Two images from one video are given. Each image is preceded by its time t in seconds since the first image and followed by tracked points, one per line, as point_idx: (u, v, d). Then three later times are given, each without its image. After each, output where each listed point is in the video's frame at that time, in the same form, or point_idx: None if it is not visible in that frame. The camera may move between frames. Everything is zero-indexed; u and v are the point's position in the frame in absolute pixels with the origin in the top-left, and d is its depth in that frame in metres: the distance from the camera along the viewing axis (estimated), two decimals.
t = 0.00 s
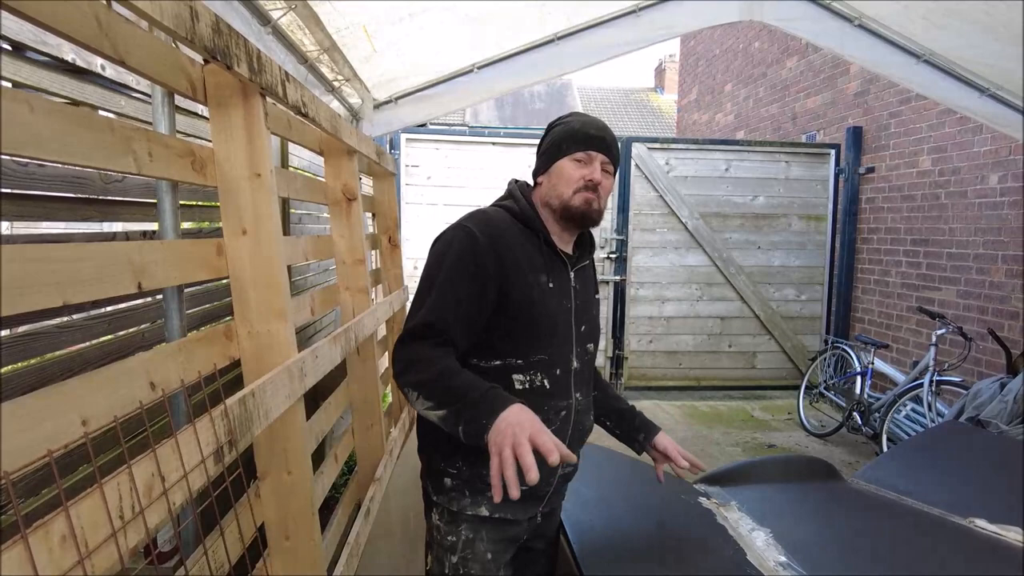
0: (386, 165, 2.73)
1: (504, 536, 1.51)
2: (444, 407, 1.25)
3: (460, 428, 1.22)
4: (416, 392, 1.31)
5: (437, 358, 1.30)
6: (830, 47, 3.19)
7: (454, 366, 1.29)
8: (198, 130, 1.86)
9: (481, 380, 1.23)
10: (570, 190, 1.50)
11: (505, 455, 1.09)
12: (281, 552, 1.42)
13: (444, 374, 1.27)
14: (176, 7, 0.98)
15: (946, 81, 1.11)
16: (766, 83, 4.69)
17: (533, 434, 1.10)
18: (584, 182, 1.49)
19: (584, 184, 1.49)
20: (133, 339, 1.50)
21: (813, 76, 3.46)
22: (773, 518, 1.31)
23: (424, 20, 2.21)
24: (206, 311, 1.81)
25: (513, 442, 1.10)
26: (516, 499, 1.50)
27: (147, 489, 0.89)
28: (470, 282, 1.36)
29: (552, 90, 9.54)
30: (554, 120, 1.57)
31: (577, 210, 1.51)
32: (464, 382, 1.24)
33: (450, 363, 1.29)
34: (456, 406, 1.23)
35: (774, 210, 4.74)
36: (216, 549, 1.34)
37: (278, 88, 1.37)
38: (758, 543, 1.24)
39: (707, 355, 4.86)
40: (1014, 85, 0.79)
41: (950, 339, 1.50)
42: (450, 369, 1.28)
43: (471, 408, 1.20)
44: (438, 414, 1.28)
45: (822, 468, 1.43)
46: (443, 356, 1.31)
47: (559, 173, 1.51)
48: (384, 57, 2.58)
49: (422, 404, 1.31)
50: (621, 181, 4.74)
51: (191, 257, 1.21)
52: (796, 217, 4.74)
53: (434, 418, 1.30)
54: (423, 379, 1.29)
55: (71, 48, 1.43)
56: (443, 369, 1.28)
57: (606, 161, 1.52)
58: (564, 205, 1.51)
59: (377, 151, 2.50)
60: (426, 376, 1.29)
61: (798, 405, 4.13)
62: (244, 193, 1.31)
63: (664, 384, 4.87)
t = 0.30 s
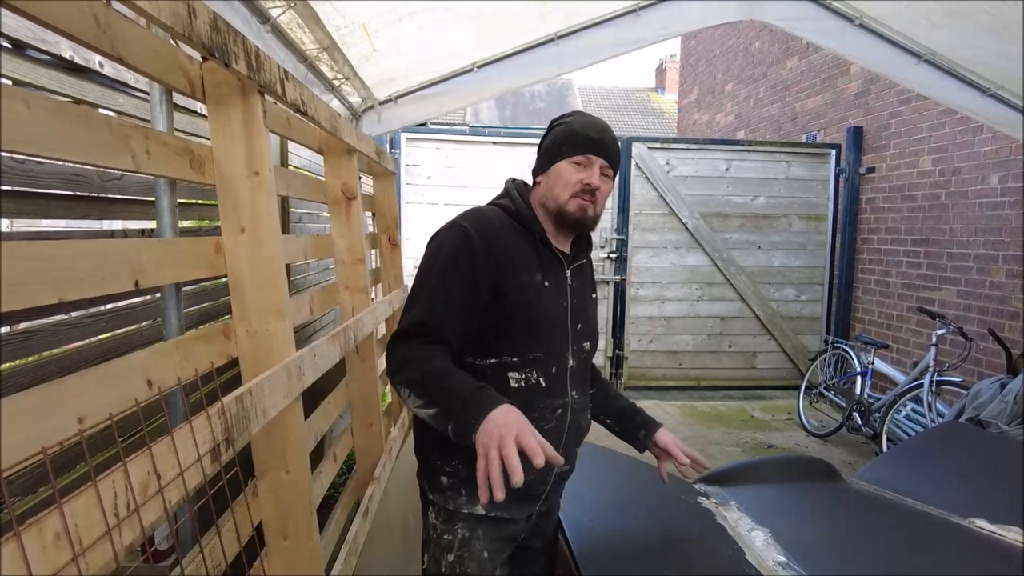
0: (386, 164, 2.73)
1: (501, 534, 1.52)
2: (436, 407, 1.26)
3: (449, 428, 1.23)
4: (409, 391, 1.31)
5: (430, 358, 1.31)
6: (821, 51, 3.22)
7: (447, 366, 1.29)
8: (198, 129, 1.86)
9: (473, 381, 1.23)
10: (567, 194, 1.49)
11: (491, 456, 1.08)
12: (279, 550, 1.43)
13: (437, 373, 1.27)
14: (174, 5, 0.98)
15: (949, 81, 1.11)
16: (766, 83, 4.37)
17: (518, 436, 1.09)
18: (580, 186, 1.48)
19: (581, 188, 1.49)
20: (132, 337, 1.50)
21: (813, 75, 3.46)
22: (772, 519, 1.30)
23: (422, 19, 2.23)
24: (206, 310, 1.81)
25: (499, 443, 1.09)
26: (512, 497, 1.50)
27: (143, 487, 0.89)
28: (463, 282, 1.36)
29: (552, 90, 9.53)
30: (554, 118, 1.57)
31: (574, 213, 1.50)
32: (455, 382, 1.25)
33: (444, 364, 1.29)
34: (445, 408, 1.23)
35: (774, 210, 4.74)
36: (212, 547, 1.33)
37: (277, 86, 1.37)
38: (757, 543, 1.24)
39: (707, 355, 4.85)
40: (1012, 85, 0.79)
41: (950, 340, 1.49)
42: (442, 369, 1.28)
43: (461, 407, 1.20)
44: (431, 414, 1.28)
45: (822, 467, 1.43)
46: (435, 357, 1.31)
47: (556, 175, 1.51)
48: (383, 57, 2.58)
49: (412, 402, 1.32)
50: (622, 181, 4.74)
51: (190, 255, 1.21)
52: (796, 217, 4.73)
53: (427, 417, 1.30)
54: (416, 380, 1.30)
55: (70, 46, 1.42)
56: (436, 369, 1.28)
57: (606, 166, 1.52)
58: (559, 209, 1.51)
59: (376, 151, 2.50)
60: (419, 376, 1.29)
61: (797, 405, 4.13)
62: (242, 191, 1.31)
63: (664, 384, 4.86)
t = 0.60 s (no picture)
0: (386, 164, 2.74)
1: (501, 533, 1.52)
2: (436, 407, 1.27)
3: (453, 432, 1.24)
4: (411, 394, 1.33)
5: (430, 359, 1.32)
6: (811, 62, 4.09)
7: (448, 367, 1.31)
8: (198, 129, 1.87)
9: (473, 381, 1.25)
10: (563, 194, 1.50)
11: (498, 465, 1.10)
12: (279, 549, 1.43)
13: (437, 375, 1.29)
14: (174, 7, 0.99)
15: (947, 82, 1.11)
16: (767, 82, 4.24)
17: (524, 445, 1.11)
18: (577, 186, 1.49)
19: (577, 188, 1.49)
20: (133, 336, 1.51)
21: (812, 75, 3.46)
22: (769, 517, 1.31)
23: (420, 19, 2.25)
24: (206, 309, 1.82)
25: (506, 452, 1.11)
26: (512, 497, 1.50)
27: (143, 484, 0.90)
28: (461, 283, 1.38)
29: (552, 90, 9.54)
30: (552, 117, 1.57)
31: (572, 214, 1.51)
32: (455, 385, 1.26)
33: (443, 365, 1.31)
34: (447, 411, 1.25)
35: (774, 210, 4.74)
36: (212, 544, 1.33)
37: (276, 87, 1.38)
38: (755, 542, 1.25)
39: (707, 355, 4.85)
40: (1013, 86, 0.79)
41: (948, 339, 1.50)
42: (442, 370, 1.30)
43: (465, 414, 1.21)
44: (430, 414, 1.30)
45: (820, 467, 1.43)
46: (434, 358, 1.33)
47: (554, 175, 1.51)
48: (383, 57, 2.59)
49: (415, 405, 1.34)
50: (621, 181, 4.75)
51: (189, 255, 1.22)
52: (795, 217, 4.74)
53: (427, 418, 1.32)
54: (417, 383, 1.31)
55: (70, 47, 1.43)
56: (436, 370, 1.30)
57: (603, 167, 1.51)
58: (556, 210, 1.52)
59: (376, 151, 2.51)
60: (419, 377, 1.31)
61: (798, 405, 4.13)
62: (241, 191, 1.32)
63: (663, 384, 4.86)
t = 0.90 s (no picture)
0: (385, 164, 2.75)
1: (499, 530, 1.52)
2: (432, 409, 1.28)
3: (450, 438, 1.25)
4: (408, 397, 1.33)
5: (426, 361, 1.33)
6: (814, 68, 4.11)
7: (445, 370, 1.32)
8: (196, 127, 1.87)
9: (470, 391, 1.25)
10: (579, 210, 1.45)
11: (495, 477, 1.12)
12: (276, 546, 1.43)
13: (434, 379, 1.29)
14: (169, 4, 0.99)
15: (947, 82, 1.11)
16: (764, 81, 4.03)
17: (522, 458, 1.12)
18: (594, 203, 1.44)
19: (593, 205, 1.45)
20: (130, 334, 1.51)
21: (811, 76, 3.47)
22: (766, 514, 1.33)
23: (418, 18, 2.25)
24: (204, 307, 1.82)
25: (503, 464, 1.12)
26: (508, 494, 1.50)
27: (137, 479, 0.90)
28: (458, 285, 1.38)
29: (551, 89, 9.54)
30: (553, 111, 1.47)
31: (583, 230, 1.48)
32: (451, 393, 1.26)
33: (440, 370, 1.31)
34: (443, 416, 1.25)
35: (773, 209, 4.74)
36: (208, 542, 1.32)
37: (273, 84, 1.38)
38: (751, 540, 1.27)
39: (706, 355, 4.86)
40: (1012, 85, 0.79)
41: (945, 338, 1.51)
42: (439, 373, 1.30)
43: (462, 420, 1.22)
44: (427, 416, 1.31)
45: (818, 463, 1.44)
46: (430, 360, 1.33)
47: (570, 187, 1.43)
48: (381, 56, 2.59)
49: (412, 409, 1.34)
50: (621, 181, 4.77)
51: (186, 252, 1.22)
52: (794, 217, 4.74)
53: (423, 420, 1.33)
54: (414, 387, 1.31)
55: (68, 44, 1.42)
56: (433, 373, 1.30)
57: (616, 181, 1.47)
58: (570, 225, 1.47)
59: (374, 150, 2.52)
60: (416, 379, 1.31)
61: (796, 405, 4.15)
62: (239, 187, 1.32)
63: (662, 383, 4.87)
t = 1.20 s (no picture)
0: (383, 163, 2.75)
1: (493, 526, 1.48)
2: (451, 445, 1.24)
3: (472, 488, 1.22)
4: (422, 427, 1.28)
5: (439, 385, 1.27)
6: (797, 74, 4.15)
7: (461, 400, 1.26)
8: (193, 126, 1.86)
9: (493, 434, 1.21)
10: (603, 235, 1.34)
11: (529, 544, 1.10)
12: (273, 545, 1.43)
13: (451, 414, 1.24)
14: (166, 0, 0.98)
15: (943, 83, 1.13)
16: (755, 91, 4.11)
17: (556, 530, 1.10)
18: (619, 229, 1.33)
19: (618, 231, 1.34)
20: (128, 333, 1.50)
21: (810, 76, 3.47)
22: (764, 513, 1.32)
23: (415, 17, 2.24)
24: (201, 306, 1.81)
25: (538, 533, 1.11)
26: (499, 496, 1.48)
27: (132, 477, 0.89)
28: (472, 300, 1.30)
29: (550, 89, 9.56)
30: (587, 120, 1.30)
31: (604, 253, 1.38)
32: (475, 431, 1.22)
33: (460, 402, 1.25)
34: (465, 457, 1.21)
35: (771, 209, 4.73)
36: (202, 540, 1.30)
37: (270, 82, 1.38)
38: (749, 539, 1.26)
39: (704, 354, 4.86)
40: (1013, 86, 0.81)
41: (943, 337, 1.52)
42: (455, 402, 1.25)
43: (490, 473, 1.18)
44: (442, 447, 1.26)
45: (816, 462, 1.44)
46: (444, 386, 1.26)
47: (597, 214, 1.31)
48: (379, 55, 2.59)
49: (426, 440, 1.30)
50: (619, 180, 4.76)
51: (181, 250, 1.21)
52: (792, 217, 4.74)
53: (437, 450, 1.28)
54: (432, 421, 1.25)
55: (64, 41, 1.40)
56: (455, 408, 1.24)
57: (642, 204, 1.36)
58: (592, 247, 1.37)
59: (372, 148, 2.51)
60: (434, 410, 1.24)
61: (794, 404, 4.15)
62: (236, 186, 1.32)
63: (660, 383, 4.87)
